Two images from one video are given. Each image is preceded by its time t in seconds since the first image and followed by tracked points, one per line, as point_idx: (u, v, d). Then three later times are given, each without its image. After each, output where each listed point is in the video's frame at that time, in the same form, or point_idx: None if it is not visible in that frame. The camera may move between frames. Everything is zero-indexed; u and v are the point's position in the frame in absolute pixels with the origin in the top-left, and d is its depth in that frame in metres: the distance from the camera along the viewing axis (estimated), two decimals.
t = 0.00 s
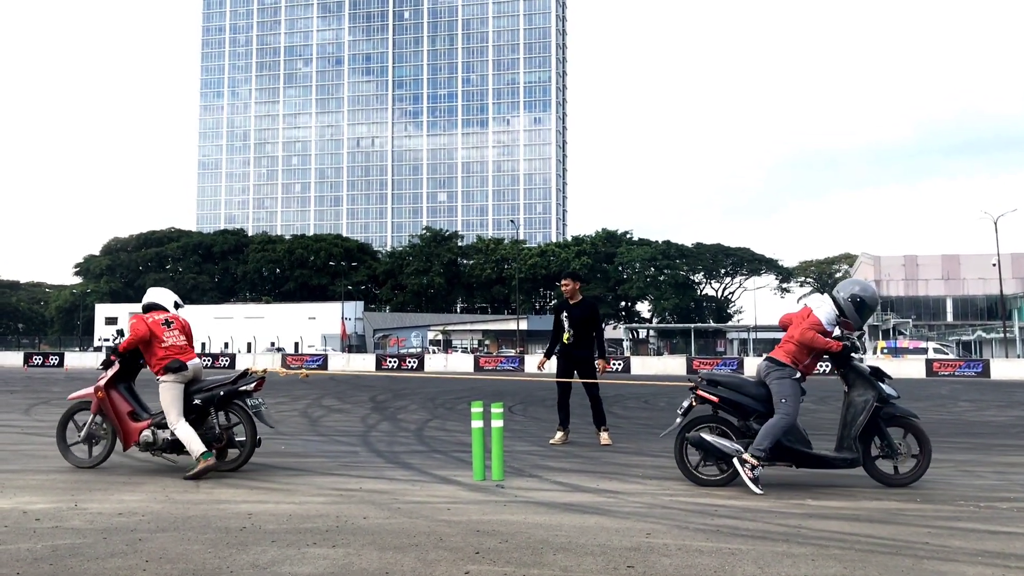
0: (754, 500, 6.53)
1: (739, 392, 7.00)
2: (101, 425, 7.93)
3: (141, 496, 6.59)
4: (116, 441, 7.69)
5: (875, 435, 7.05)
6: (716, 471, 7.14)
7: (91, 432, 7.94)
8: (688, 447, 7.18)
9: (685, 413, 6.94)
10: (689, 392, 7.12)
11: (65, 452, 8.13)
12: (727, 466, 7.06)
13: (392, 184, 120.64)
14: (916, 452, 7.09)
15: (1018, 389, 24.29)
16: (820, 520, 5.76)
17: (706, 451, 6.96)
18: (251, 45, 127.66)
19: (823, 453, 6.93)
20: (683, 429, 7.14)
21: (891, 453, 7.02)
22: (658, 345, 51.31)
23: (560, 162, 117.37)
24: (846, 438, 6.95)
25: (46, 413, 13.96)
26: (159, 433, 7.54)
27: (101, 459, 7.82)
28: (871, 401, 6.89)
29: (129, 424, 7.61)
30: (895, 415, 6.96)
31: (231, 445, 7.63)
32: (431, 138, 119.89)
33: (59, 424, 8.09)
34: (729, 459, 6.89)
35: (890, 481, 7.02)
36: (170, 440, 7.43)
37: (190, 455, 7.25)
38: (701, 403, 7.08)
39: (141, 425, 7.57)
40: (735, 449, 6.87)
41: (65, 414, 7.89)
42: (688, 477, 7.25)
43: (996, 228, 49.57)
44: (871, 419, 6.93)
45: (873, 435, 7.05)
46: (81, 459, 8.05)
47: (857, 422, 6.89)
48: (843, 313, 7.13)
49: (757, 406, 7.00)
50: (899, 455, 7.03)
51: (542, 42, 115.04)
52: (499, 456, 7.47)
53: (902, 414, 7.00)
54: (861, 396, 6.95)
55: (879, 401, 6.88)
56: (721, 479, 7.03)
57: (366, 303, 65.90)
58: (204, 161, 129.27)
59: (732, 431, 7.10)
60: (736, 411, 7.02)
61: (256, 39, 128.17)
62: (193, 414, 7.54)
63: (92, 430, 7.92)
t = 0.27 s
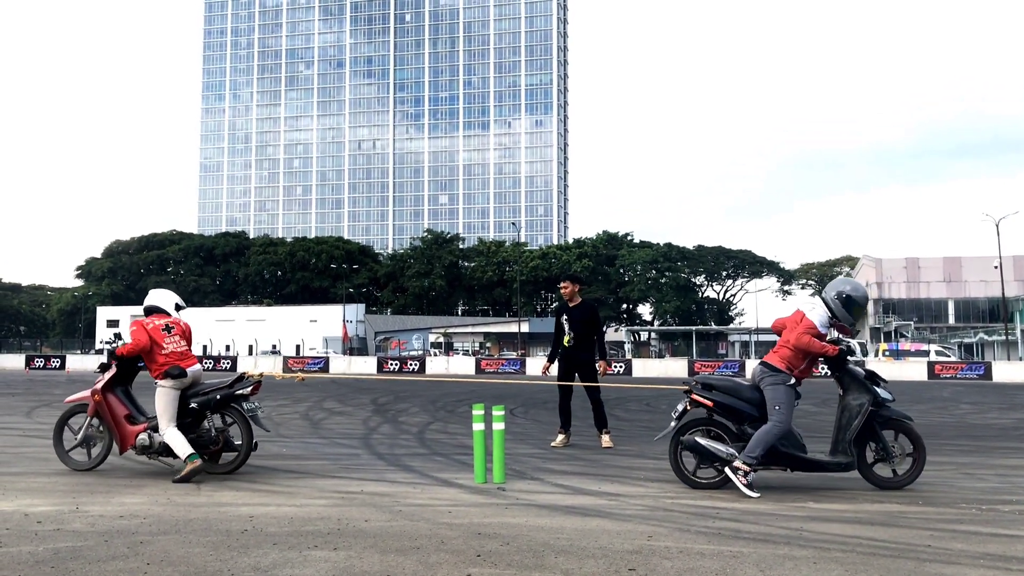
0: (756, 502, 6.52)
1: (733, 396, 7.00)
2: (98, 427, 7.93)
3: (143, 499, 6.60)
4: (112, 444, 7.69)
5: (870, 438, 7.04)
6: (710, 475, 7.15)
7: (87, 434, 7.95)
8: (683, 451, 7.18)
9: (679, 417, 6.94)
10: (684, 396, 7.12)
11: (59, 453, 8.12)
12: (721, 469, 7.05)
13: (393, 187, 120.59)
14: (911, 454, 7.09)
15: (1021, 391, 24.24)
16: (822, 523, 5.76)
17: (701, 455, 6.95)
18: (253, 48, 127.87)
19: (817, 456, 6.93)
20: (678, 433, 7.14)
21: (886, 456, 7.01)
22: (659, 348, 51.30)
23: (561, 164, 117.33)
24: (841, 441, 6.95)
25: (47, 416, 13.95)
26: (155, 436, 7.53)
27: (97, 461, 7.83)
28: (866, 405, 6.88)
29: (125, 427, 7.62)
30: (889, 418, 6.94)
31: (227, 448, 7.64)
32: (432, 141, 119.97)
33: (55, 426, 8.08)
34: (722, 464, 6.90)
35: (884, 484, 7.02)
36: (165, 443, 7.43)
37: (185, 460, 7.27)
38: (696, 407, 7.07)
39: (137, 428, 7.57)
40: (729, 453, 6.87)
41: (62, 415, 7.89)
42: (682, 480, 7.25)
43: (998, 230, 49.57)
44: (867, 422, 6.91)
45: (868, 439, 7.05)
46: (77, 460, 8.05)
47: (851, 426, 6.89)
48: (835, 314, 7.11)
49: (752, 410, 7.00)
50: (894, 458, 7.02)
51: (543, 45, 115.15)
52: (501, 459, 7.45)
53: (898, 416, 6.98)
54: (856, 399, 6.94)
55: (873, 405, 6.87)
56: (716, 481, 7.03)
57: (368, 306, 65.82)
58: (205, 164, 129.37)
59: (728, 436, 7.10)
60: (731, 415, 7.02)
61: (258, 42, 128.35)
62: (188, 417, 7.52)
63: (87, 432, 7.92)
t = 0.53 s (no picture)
0: (757, 505, 6.51)
1: (728, 399, 6.99)
2: (95, 430, 7.92)
3: (143, 501, 6.59)
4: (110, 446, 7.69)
5: (866, 440, 7.03)
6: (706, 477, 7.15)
7: (84, 438, 7.93)
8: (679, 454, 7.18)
9: (674, 420, 6.95)
10: (679, 400, 7.14)
11: (56, 456, 8.09)
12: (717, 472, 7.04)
13: (393, 191, 120.66)
14: (906, 456, 7.07)
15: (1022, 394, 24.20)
16: (823, 526, 5.75)
17: (696, 458, 6.95)
18: (254, 51, 127.97)
19: (813, 459, 6.92)
20: (673, 436, 7.15)
21: (881, 458, 6.99)
22: (660, 350, 51.32)
23: (562, 168, 117.34)
24: (836, 444, 6.95)
25: (47, 419, 13.95)
26: (152, 438, 7.52)
27: (95, 464, 7.82)
28: (860, 407, 6.87)
29: (123, 429, 7.62)
30: (884, 420, 6.92)
31: (224, 451, 7.62)
32: (433, 144, 120.04)
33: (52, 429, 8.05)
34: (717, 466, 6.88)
35: (879, 486, 7.01)
36: (163, 445, 7.41)
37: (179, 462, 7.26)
38: (691, 410, 7.08)
39: (135, 430, 7.57)
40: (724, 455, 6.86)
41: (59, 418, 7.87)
42: (677, 483, 7.27)
43: (999, 233, 49.59)
44: (861, 425, 6.90)
45: (864, 441, 7.02)
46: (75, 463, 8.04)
47: (846, 429, 6.89)
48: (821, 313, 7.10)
49: (747, 412, 6.97)
50: (891, 461, 7.00)
51: (544, 48, 115.22)
52: (502, 462, 7.45)
53: (892, 418, 6.96)
54: (850, 402, 6.94)
55: (867, 408, 6.86)
56: (711, 484, 7.03)
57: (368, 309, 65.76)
58: (206, 166, 129.43)
59: (722, 439, 7.10)
60: (726, 419, 7.01)
61: (258, 45, 128.44)
62: (186, 420, 7.52)
63: (84, 436, 7.91)
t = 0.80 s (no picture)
0: (756, 508, 6.51)
1: (726, 398, 7.00)
2: (95, 430, 7.93)
3: (142, 503, 6.60)
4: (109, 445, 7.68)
5: (863, 441, 7.02)
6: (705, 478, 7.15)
7: (83, 438, 7.94)
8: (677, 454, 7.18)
9: (672, 420, 6.94)
10: (677, 399, 7.13)
11: (56, 457, 8.09)
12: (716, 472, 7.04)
13: (393, 193, 120.66)
14: (903, 457, 7.07)
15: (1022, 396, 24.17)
16: (821, 528, 5.75)
17: (694, 457, 6.94)
18: (253, 53, 127.91)
19: (810, 458, 6.92)
20: (671, 436, 7.14)
21: (878, 459, 6.98)
22: (660, 352, 51.43)
23: (561, 170, 117.40)
24: (833, 444, 6.95)
25: (46, 421, 13.95)
26: (152, 437, 7.53)
27: (94, 464, 7.83)
28: (857, 406, 6.87)
29: (123, 429, 7.63)
30: (881, 420, 6.92)
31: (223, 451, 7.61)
32: (433, 145, 120.07)
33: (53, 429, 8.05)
34: (716, 465, 6.88)
35: (875, 487, 7.01)
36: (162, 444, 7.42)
37: (177, 462, 7.28)
38: (689, 410, 7.08)
39: (135, 430, 7.58)
40: (722, 455, 6.87)
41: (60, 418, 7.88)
42: (676, 483, 7.26)
43: (999, 235, 49.68)
44: (858, 424, 6.90)
45: (860, 441, 7.03)
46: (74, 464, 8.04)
47: (843, 428, 6.89)
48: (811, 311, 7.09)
49: (746, 412, 6.97)
50: (887, 461, 6.99)
51: (544, 50, 115.35)
52: (502, 463, 7.44)
53: (889, 419, 6.96)
54: (847, 402, 6.93)
55: (864, 408, 6.86)
56: (710, 485, 7.03)
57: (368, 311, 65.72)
58: (206, 168, 129.44)
59: (720, 438, 7.09)
60: (725, 418, 7.01)
61: (258, 47, 128.36)
62: (185, 419, 7.52)
63: (84, 436, 7.92)
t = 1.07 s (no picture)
0: (756, 507, 6.50)
1: (728, 397, 7.00)
2: (98, 429, 7.94)
3: (142, 502, 6.58)
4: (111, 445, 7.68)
5: (864, 440, 7.02)
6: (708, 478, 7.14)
7: (86, 437, 7.95)
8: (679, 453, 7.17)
9: (673, 419, 6.94)
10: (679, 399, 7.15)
11: (60, 456, 8.10)
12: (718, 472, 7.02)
13: (393, 192, 120.69)
14: (904, 458, 7.05)
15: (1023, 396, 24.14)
16: (822, 528, 5.74)
17: (695, 456, 6.94)
18: (254, 52, 127.80)
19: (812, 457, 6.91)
20: (673, 435, 7.14)
21: (879, 458, 6.96)
22: (660, 351, 51.49)
23: (562, 169, 117.43)
24: (834, 442, 6.94)
25: (47, 421, 13.96)
26: (153, 436, 7.53)
27: (96, 464, 7.83)
28: (858, 404, 6.88)
29: (124, 428, 7.62)
30: (882, 419, 6.92)
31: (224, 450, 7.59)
32: (433, 145, 119.95)
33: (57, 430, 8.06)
34: (718, 465, 6.87)
35: (877, 487, 6.98)
36: (164, 443, 7.41)
37: (179, 461, 7.29)
38: (690, 408, 7.09)
39: (136, 429, 7.58)
40: (724, 454, 6.85)
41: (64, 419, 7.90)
42: (678, 483, 7.25)
43: (999, 234, 49.66)
44: (859, 422, 6.90)
45: (862, 441, 7.02)
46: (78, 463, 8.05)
47: (844, 426, 6.88)
48: (813, 307, 7.24)
49: (747, 410, 6.99)
50: (890, 461, 6.96)
51: (544, 50, 115.37)
52: (503, 463, 7.44)
53: (890, 418, 6.96)
54: (848, 401, 6.94)
55: (866, 406, 6.87)
56: (711, 484, 7.01)
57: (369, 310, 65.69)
58: (206, 167, 129.45)
59: (722, 438, 7.06)
60: (726, 418, 7.01)
61: (259, 47, 128.22)
62: (187, 417, 7.53)
63: (87, 435, 7.93)
